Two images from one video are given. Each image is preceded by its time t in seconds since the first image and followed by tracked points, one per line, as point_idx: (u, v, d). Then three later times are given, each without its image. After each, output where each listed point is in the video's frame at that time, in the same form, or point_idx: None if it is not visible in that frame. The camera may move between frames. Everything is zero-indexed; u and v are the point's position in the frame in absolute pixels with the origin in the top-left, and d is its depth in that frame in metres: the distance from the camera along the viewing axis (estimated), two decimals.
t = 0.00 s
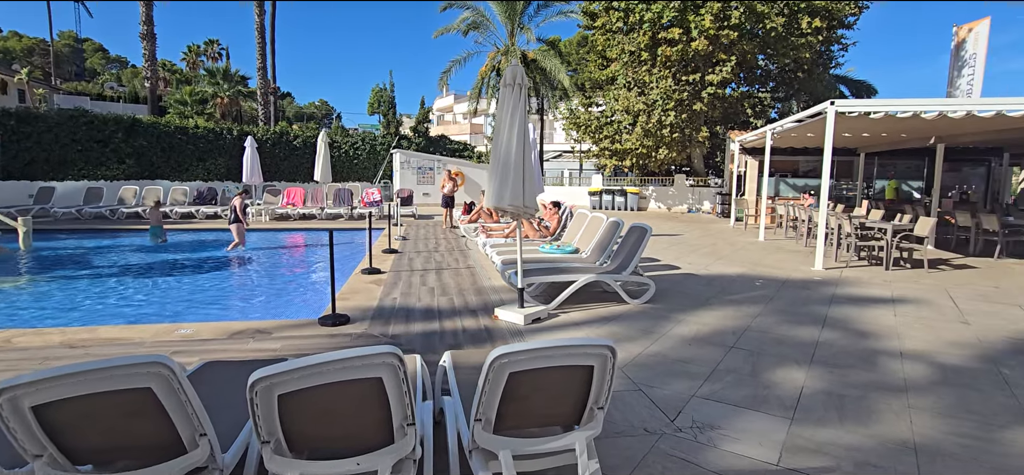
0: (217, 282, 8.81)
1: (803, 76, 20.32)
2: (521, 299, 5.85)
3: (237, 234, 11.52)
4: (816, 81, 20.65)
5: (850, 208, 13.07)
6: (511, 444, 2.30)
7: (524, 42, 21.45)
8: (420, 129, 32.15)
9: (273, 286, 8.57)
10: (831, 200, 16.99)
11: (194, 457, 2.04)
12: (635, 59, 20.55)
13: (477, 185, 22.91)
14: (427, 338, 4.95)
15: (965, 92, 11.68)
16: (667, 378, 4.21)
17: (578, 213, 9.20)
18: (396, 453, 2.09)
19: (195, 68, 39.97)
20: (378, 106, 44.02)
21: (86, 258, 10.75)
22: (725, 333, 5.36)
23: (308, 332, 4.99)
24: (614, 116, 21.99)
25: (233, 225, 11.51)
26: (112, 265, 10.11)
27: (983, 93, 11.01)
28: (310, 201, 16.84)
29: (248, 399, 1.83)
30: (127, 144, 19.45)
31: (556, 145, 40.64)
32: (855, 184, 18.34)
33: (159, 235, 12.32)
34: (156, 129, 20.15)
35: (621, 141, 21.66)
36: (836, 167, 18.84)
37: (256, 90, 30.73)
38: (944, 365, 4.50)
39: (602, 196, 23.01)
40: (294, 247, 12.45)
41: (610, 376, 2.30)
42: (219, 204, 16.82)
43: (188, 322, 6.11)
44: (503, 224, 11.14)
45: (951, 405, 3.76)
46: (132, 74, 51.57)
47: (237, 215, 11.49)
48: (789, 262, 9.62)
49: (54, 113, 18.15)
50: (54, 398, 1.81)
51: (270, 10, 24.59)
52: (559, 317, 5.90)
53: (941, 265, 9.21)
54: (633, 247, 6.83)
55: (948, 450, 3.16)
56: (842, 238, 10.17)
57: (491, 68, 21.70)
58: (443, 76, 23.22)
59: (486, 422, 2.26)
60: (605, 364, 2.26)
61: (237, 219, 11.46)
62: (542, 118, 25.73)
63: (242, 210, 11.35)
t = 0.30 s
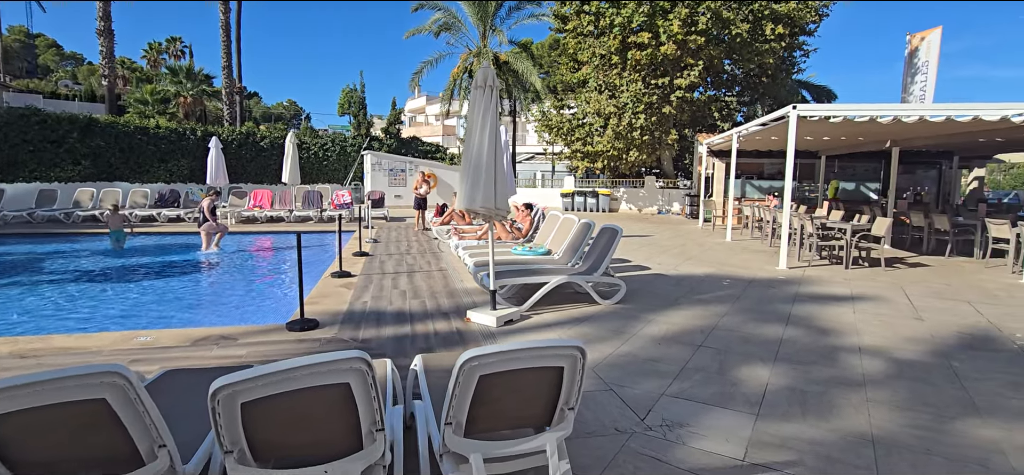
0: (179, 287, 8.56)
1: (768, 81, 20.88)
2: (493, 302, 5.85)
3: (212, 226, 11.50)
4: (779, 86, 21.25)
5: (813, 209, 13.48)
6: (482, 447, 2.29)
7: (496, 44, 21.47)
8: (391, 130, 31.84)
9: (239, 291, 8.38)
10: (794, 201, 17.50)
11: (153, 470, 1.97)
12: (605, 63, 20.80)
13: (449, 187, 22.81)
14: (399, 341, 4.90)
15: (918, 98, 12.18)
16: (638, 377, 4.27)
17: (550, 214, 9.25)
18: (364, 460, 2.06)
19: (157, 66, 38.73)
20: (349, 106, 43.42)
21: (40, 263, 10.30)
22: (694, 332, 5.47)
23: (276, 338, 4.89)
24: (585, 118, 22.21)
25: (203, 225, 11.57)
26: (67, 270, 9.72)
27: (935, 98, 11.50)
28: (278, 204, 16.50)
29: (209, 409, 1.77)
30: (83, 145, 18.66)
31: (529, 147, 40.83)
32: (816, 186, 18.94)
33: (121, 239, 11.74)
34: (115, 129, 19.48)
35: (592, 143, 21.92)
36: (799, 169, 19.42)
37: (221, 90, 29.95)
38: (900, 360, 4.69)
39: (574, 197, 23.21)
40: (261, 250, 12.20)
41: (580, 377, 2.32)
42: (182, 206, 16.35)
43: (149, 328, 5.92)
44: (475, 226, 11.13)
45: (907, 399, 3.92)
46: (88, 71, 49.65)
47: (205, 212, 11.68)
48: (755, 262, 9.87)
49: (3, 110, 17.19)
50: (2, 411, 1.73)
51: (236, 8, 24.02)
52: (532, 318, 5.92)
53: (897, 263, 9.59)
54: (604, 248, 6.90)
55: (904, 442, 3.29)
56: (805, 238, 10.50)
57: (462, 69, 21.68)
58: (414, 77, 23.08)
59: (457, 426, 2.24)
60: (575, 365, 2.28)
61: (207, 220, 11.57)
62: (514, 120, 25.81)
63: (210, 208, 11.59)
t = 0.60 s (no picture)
0: (140, 293, 8.28)
1: (733, 86, 21.36)
2: (465, 304, 5.83)
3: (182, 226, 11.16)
4: (745, 91, 21.78)
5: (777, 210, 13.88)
6: (451, 450, 2.29)
7: (468, 46, 21.40)
8: (362, 131, 31.43)
9: (203, 296, 8.16)
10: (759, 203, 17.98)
11: None
12: (576, 66, 20.98)
13: (421, 189, 22.65)
14: (369, 346, 4.85)
15: (875, 103, 12.64)
16: (608, 377, 4.31)
17: (522, 216, 9.28)
18: (331, 467, 2.04)
19: (116, 63, 37.33)
20: (318, 107, 42.67)
21: None
22: (663, 332, 5.56)
23: (241, 344, 4.78)
24: (557, 121, 22.36)
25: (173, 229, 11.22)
26: (17, 277, 9.28)
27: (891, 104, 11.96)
28: (243, 206, 16.10)
29: (168, 418, 1.73)
30: (36, 145, 17.77)
31: (501, 149, 40.85)
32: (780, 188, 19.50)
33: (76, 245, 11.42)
34: (71, 129, 18.71)
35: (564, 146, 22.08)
36: (764, 172, 19.94)
37: (184, 89, 29.06)
38: (859, 355, 4.86)
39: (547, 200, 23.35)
40: (227, 254, 11.90)
41: (549, 379, 2.34)
42: (141, 209, 15.82)
43: (108, 336, 5.71)
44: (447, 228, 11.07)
45: (864, 393, 4.07)
46: (41, 68, 47.52)
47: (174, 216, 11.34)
48: (722, 262, 10.09)
49: None
50: None
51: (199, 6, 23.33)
52: (504, 320, 5.92)
53: (856, 263, 9.95)
54: (575, 250, 6.95)
55: (861, 434, 3.41)
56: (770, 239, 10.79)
57: (434, 71, 21.57)
58: (385, 78, 22.87)
59: (426, 430, 2.23)
60: (544, 367, 2.30)
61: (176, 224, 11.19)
62: (486, 122, 25.79)
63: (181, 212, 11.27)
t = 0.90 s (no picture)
0: (97, 299, 7.98)
1: (702, 90, 21.78)
2: (437, 307, 5.80)
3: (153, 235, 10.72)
4: (712, 95, 22.24)
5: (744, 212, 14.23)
6: (421, 455, 2.27)
7: (440, 47, 21.33)
8: (332, 132, 30.98)
9: (166, 301, 7.92)
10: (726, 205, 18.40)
11: None
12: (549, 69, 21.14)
13: (393, 191, 22.44)
14: (339, 350, 4.78)
15: (835, 109, 13.08)
16: (580, 378, 4.35)
17: (495, 219, 9.27)
18: None
19: (72, 60, 35.86)
20: (286, 107, 41.85)
21: None
22: (634, 332, 5.63)
23: (205, 350, 4.65)
24: (530, 123, 22.47)
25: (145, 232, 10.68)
26: None
27: (850, 110, 12.39)
28: (208, 209, 15.67)
29: (124, 429, 1.67)
30: None
31: (474, 151, 40.87)
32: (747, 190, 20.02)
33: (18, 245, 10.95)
34: (21, 128, 18.00)
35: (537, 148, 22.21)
36: (731, 174, 20.44)
37: (145, 87, 28.12)
38: (820, 353, 5.01)
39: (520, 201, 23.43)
40: (190, 258, 11.57)
41: (520, 381, 2.34)
42: (99, 211, 15.24)
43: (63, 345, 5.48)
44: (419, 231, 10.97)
45: (825, 389, 4.20)
46: None
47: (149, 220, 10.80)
48: (691, 263, 10.28)
49: None
50: None
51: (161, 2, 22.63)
52: (476, 323, 5.90)
53: (818, 262, 10.28)
54: (547, 252, 6.98)
55: (823, 429, 3.52)
56: (736, 239, 11.05)
57: (406, 72, 21.42)
58: (356, 79, 22.62)
59: (396, 435, 2.21)
60: (515, 369, 2.30)
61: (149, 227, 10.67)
62: (459, 124, 25.74)
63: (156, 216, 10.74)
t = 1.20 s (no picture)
0: (52, 305, 7.66)
1: (672, 94, 22.12)
2: (409, 310, 5.74)
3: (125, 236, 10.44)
4: (682, 100, 22.62)
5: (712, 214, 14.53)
6: (392, 460, 2.24)
7: (413, 49, 21.21)
8: (302, 133, 30.44)
9: (125, 307, 7.65)
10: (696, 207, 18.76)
11: None
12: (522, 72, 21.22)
13: (365, 193, 22.17)
14: (307, 355, 4.69)
15: (799, 114, 13.46)
16: (553, 379, 4.37)
17: (467, 221, 9.24)
18: None
19: (24, 55, 34.35)
20: (254, 107, 40.94)
21: None
22: (605, 333, 5.69)
23: (167, 358, 4.50)
24: (503, 126, 22.51)
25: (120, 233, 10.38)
26: None
27: (814, 115, 12.77)
28: (172, 211, 15.25)
29: (76, 441, 1.60)
30: None
31: (447, 154, 40.70)
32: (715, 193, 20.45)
33: None
34: None
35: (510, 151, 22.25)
36: (700, 177, 20.86)
37: (104, 85, 27.13)
38: (785, 350, 5.15)
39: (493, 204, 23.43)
40: (153, 262, 11.22)
41: (491, 384, 2.34)
42: (54, 214, 14.66)
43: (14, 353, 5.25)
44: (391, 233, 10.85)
45: (790, 386, 4.31)
46: None
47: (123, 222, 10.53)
48: (661, 264, 10.45)
49: None
50: None
51: None
52: (449, 326, 5.87)
53: (783, 263, 10.57)
54: (520, 254, 6.99)
55: (786, 425, 3.62)
56: (705, 241, 11.27)
57: (378, 73, 21.21)
58: (327, 79, 22.30)
59: (366, 440, 2.18)
60: (486, 372, 2.30)
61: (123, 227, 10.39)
62: (431, 125, 25.59)
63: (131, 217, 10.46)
